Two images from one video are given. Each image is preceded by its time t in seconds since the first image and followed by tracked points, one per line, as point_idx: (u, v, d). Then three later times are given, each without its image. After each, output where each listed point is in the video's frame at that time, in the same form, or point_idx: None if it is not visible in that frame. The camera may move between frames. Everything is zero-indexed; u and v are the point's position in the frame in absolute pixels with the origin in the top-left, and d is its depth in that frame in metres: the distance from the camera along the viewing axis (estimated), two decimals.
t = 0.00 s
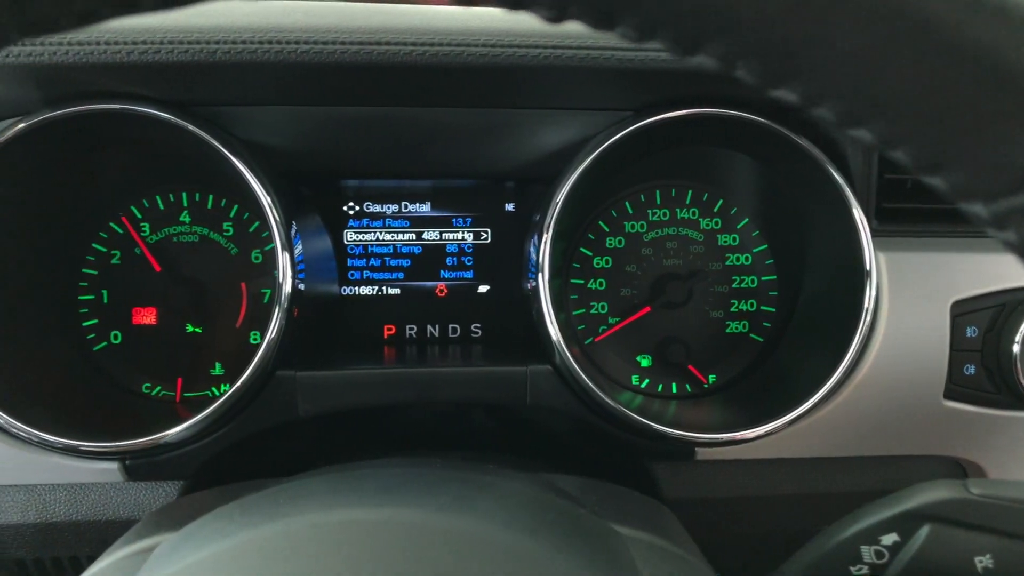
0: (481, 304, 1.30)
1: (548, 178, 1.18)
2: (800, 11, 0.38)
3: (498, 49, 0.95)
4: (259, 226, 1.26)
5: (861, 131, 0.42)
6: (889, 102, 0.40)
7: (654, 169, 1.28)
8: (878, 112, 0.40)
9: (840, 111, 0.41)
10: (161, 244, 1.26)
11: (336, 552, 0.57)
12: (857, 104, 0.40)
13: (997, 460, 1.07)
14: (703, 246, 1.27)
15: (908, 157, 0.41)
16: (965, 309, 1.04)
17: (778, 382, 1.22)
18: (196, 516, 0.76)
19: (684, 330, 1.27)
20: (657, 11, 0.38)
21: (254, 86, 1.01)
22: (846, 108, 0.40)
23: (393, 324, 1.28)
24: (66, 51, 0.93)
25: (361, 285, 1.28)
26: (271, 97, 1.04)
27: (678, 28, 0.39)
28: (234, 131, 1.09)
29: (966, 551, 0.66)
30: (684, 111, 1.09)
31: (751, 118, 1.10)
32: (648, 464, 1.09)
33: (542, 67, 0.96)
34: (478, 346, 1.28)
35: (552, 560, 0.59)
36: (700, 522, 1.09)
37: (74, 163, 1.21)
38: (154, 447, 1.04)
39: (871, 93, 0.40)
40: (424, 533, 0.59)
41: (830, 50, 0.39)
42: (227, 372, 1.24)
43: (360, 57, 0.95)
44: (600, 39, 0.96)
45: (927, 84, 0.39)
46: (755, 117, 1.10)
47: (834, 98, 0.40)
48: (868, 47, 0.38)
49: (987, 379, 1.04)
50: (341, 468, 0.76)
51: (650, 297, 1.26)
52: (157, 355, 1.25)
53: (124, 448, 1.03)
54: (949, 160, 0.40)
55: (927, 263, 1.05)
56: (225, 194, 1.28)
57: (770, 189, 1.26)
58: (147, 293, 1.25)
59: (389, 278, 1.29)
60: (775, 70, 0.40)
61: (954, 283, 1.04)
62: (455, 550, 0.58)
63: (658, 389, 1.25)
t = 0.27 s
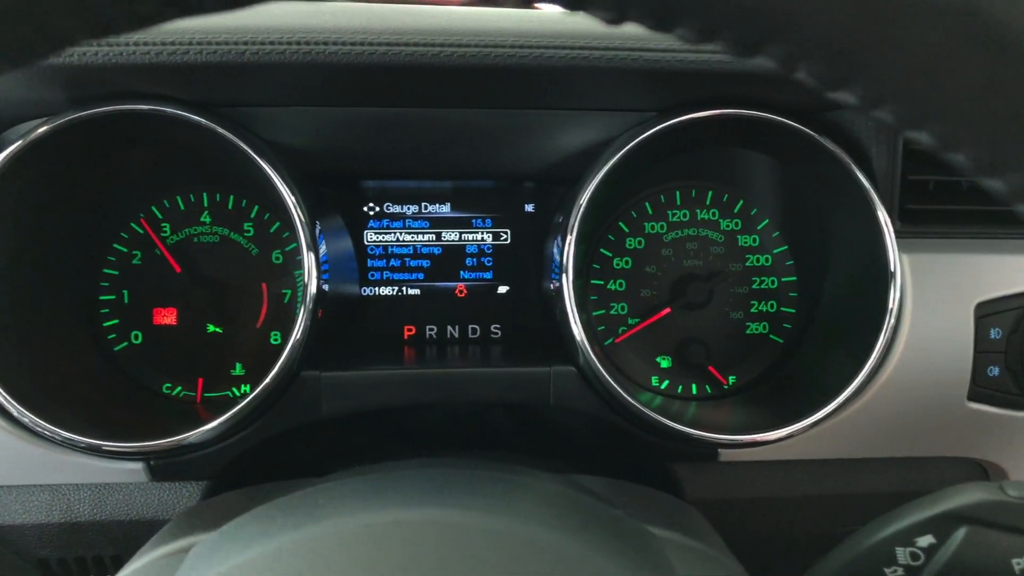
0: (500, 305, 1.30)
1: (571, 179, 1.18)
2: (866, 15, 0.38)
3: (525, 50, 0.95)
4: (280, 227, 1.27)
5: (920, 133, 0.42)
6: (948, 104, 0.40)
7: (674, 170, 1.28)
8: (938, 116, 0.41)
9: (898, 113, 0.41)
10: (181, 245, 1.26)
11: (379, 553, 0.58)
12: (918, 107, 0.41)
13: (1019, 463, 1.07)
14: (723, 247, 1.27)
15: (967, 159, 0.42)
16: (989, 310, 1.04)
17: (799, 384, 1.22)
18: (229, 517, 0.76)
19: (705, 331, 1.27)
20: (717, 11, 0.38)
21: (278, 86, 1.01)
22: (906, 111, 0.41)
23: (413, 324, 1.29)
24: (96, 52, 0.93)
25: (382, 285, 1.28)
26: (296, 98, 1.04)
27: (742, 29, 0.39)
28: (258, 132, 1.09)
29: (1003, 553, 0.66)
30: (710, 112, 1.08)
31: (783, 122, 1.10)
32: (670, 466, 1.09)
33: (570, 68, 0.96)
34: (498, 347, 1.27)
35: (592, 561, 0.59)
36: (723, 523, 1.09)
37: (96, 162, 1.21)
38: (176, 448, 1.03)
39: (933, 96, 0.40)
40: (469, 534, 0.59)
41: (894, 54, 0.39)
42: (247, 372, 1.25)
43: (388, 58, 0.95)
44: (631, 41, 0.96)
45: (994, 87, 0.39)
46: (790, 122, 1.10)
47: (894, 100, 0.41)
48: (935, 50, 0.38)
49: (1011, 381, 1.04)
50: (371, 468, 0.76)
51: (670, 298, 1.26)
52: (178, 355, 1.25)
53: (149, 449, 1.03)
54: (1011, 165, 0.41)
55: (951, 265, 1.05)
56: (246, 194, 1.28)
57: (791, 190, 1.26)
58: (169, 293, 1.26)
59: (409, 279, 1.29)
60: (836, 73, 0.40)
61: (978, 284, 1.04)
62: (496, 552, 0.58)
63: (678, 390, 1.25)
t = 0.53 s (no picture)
0: (519, 305, 1.30)
1: (590, 179, 1.18)
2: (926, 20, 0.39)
3: (551, 52, 0.95)
4: (298, 227, 1.27)
5: (974, 135, 0.44)
6: (1003, 107, 0.42)
7: (693, 170, 1.28)
8: (994, 118, 0.42)
9: (953, 116, 0.43)
10: (200, 245, 1.26)
11: (418, 550, 0.58)
12: (972, 111, 0.42)
13: None
14: (741, 249, 1.27)
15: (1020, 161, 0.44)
16: (1010, 312, 1.04)
17: (818, 385, 1.22)
18: (259, 516, 0.76)
19: (724, 332, 1.27)
20: (775, 15, 0.40)
21: (302, 87, 1.01)
22: (961, 114, 0.42)
23: (431, 324, 1.29)
24: (124, 53, 0.94)
25: (400, 285, 1.28)
26: (318, 99, 1.05)
27: (797, 32, 0.41)
28: (281, 132, 1.10)
29: None
30: (730, 112, 1.08)
31: (809, 125, 1.10)
32: (691, 466, 1.09)
33: (595, 69, 0.97)
34: (515, 347, 1.27)
35: (627, 559, 0.60)
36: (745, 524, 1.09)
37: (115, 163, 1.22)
38: (198, 447, 1.03)
39: (989, 100, 0.42)
40: (511, 532, 0.60)
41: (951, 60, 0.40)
42: (266, 372, 1.25)
43: (412, 58, 0.95)
44: (658, 41, 0.97)
45: None
46: (816, 124, 1.10)
47: (950, 103, 0.42)
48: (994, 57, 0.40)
49: None
50: (400, 469, 0.76)
51: (689, 299, 1.26)
52: (196, 356, 1.25)
53: (170, 449, 1.02)
54: None
55: (972, 266, 1.05)
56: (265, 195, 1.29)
57: (810, 190, 1.26)
58: (187, 293, 1.25)
59: (427, 279, 1.29)
60: (891, 74, 0.41)
61: (999, 286, 1.04)
62: (535, 550, 0.59)
63: (697, 391, 1.25)
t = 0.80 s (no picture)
0: (533, 305, 1.30)
1: (607, 178, 1.18)
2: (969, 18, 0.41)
3: (570, 51, 0.96)
4: (314, 226, 1.27)
5: (1016, 132, 0.45)
6: None
7: (708, 170, 1.28)
8: None
9: (995, 111, 0.44)
10: (215, 244, 1.27)
11: (448, 549, 0.58)
12: (1012, 108, 0.44)
13: None
14: (756, 248, 1.27)
15: None
16: None
17: (833, 385, 1.22)
18: (281, 515, 0.76)
19: (739, 331, 1.27)
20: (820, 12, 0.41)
21: (319, 87, 1.02)
22: (1002, 109, 0.44)
23: (445, 324, 1.28)
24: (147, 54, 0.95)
25: (415, 285, 1.28)
26: (336, 98, 1.05)
27: (839, 31, 0.42)
28: (299, 131, 1.10)
29: None
30: (746, 112, 1.08)
31: (825, 123, 1.10)
32: (707, 466, 1.09)
33: (615, 68, 0.97)
34: (530, 346, 1.27)
35: (655, 557, 0.60)
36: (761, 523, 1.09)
37: (133, 162, 1.22)
38: (216, 446, 1.03)
39: None
40: (540, 527, 0.60)
41: (994, 60, 0.42)
42: (281, 371, 1.25)
43: (433, 57, 0.96)
44: (678, 41, 0.98)
45: None
46: (833, 122, 1.09)
47: (990, 100, 0.44)
48: None
49: None
50: (421, 468, 0.76)
51: (704, 298, 1.26)
52: (210, 354, 1.25)
53: (188, 447, 1.02)
54: None
55: (990, 265, 1.05)
56: (281, 195, 1.29)
57: (825, 189, 1.26)
58: (202, 292, 1.25)
59: (442, 279, 1.29)
60: (931, 72, 0.43)
61: (1018, 285, 1.04)
62: (566, 548, 0.58)
63: (711, 391, 1.25)
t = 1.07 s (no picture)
0: (550, 305, 1.30)
1: (626, 178, 1.18)
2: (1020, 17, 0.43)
3: (592, 49, 0.96)
4: (332, 224, 1.28)
5: None
6: None
7: (726, 169, 1.28)
8: None
9: None
10: (233, 242, 1.27)
11: (486, 547, 0.58)
12: None
13: None
14: (774, 247, 1.27)
15: None
16: None
17: (852, 384, 1.22)
18: (308, 512, 0.76)
19: (757, 331, 1.26)
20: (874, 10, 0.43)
21: (340, 86, 1.02)
22: None
23: (462, 322, 1.29)
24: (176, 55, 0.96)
25: (432, 284, 1.28)
26: (358, 97, 1.05)
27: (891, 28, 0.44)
28: (321, 131, 1.10)
29: None
30: (767, 112, 1.08)
31: (847, 122, 1.09)
32: (726, 465, 1.09)
33: (640, 66, 0.97)
34: (546, 345, 1.28)
35: (690, 554, 0.60)
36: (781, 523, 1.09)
37: (151, 160, 1.22)
38: (237, 445, 1.04)
39: None
40: (576, 522, 0.60)
41: None
42: (298, 370, 1.25)
43: (456, 56, 0.96)
44: (699, 40, 0.98)
45: None
46: (854, 121, 1.09)
47: None
48: None
49: None
50: (446, 467, 0.76)
51: (722, 297, 1.26)
52: (229, 353, 1.25)
53: (210, 446, 1.03)
54: None
55: (1013, 265, 1.04)
56: (299, 194, 1.29)
57: (843, 189, 1.26)
58: (220, 292, 1.26)
59: (459, 278, 1.28)
60: (982, 70, 0.45)
61: None
62: (602, 544, 0.59)
63: (729, 391, 1.25)
